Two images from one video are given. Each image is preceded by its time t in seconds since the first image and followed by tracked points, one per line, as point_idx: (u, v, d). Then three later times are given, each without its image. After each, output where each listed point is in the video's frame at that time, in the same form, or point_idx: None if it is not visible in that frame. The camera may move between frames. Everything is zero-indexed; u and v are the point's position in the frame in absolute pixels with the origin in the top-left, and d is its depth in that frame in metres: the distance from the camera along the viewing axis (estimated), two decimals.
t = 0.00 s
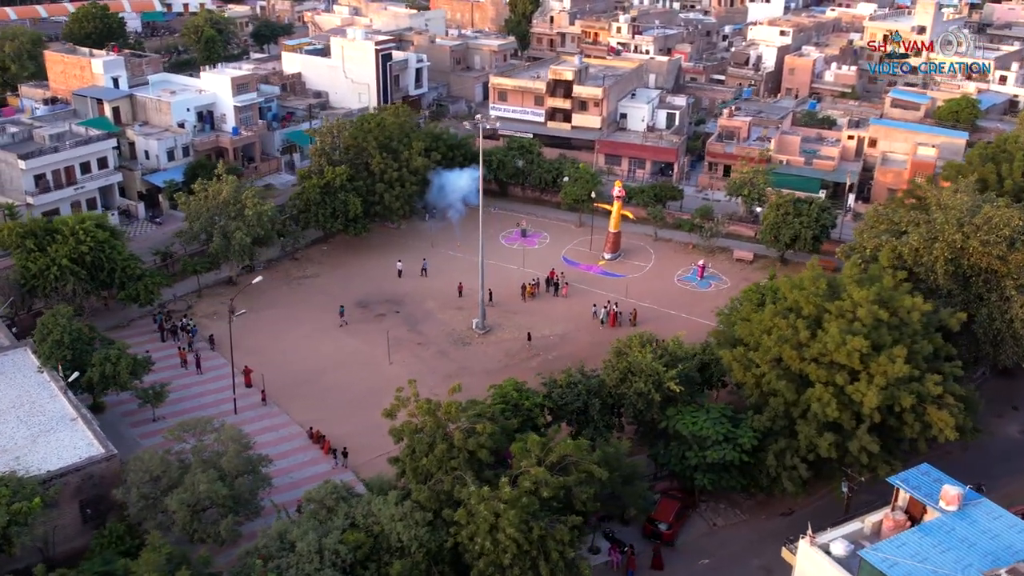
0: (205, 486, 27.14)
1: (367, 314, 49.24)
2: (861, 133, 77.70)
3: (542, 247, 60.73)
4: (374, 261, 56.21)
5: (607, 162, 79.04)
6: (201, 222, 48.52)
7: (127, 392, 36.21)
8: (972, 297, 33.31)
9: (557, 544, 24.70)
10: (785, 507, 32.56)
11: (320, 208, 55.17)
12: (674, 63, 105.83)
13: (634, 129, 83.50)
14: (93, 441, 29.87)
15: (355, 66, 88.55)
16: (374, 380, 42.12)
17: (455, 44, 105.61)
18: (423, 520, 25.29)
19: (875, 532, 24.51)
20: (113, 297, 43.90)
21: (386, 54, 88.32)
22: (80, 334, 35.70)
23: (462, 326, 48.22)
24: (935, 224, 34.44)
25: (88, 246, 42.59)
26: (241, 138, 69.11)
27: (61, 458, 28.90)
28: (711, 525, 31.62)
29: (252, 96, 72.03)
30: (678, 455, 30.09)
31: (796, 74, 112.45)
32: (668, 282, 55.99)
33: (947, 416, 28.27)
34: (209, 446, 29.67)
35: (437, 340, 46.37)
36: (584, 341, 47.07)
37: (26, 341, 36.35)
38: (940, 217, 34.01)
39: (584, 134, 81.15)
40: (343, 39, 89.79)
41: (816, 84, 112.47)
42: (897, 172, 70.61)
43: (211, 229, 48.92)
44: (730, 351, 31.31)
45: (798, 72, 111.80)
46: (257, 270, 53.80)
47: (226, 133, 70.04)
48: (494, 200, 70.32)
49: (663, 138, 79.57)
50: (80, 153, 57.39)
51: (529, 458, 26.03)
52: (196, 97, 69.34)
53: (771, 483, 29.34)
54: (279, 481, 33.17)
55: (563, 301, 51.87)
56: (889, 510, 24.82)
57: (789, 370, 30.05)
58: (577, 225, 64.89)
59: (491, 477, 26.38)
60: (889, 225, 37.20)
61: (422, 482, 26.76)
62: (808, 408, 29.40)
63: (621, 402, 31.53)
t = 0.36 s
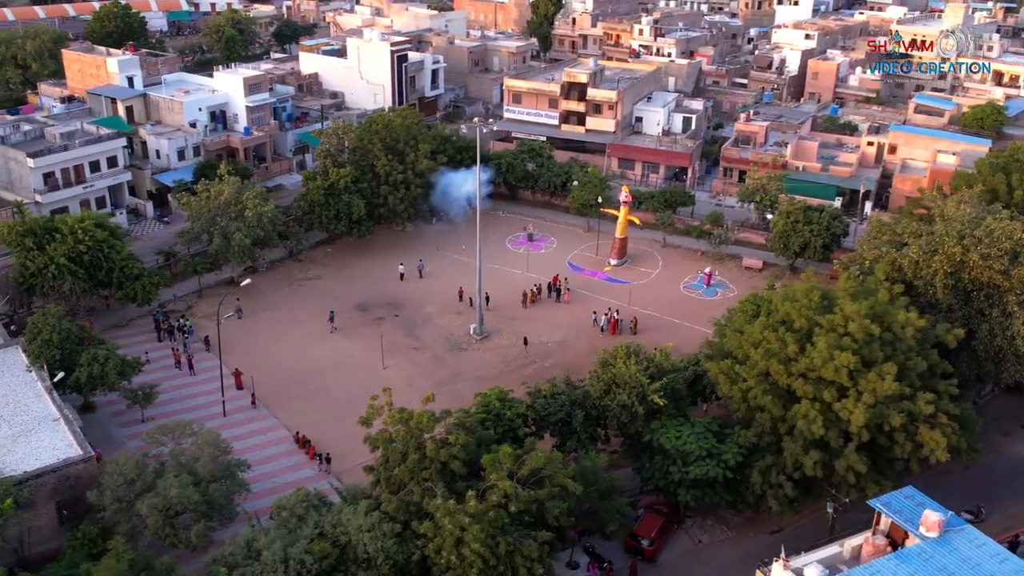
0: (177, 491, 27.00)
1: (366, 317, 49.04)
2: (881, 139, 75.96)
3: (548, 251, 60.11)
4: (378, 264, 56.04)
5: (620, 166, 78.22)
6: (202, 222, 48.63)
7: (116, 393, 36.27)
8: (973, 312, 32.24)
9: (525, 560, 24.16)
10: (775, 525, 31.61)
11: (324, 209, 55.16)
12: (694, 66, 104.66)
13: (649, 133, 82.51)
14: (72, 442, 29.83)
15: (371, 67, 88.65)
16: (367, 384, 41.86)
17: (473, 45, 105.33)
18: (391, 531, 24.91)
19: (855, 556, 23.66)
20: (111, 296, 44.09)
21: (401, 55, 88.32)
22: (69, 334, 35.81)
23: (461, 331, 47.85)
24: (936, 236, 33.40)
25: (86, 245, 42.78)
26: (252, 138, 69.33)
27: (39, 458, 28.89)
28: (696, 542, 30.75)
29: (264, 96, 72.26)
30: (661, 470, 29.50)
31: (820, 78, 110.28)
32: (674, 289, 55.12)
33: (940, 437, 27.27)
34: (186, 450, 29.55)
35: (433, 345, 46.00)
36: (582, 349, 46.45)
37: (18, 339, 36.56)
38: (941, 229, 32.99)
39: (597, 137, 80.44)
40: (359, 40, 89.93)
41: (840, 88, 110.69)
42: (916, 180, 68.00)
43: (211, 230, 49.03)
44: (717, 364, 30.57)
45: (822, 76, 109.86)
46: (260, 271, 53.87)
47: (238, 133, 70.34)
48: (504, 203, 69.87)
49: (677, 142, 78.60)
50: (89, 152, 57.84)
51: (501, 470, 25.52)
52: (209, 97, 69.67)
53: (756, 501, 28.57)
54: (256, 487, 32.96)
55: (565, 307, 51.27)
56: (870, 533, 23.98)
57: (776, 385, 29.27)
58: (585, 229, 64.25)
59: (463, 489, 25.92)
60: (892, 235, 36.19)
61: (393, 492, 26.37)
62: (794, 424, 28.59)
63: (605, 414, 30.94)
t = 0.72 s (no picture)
0: (150, 496, 26.88)
1: (366, 320, 48.74)
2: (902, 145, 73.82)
3: (555, 256, 59.45)
4: (381, 266, 55.86)
5: (633, 170, 77.27)
6: (204, 223, 48.70)
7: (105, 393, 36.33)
8: (973, 328, 31.16)
9: None
10: (763, 544, 30.54)
11: (328, 211, 55.13)
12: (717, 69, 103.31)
13: (666, 138, 81.19)
14: (52, 443, 29.74)
15: (387, 68, 88.61)
16: (361, 389, 41.57)
17: (493, 46, 104.84)
18: (358, 542, 24.49)
19: None
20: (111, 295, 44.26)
21: (418, 56, 88.20)
22: (60, 334, 35.91)
23: (459, 336, 47.39)
24: (937, 248, 32.33)
25: (86, 244, 42.97)
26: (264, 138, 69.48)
27: (17, 458, 28.83)
28: (680, 561, 29.81)
29: (277, 96, 72.42)
30: (644, 485, 28.79)
31: (845, 82, 107.23)
32: (680, 297, 54.12)
33: (930, 458, 26.31)
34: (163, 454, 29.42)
35: (430, 350, 45.66)
36: (581, 357, 45.72)
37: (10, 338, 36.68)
38: (942, 241, 31.97)
39: (612, 141, 79.58)
40: (376, 41, 89.92)
41: (867, 93, 106.85)
42: (936, 188, 66.02)
43: (213, 231, 49.12)
44: (703, 378, 29.82)
45: (847, 80, 106.84)
46: (263, 271, 53.89)
47: (250, 133, 70.58)
48: (514, 206, 69.36)
49: (692, 146, 77.49)
50: (100, 151, 58.28)
51: (471, 483, 24.96)
52: (222, 97, 70.01)
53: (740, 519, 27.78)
54: (234, 492, 32.80)
55: (566, 314, 50.58)
56: (849, 559, 23.04)
57: (762, 402, 28.47)
58: (594, 234, 63.49)
59: (433, 501, 25.48)
60: (894, 246, 35.13)
61: (363, 502, 25.97)
62: (778, 441, 27.77)
63: (587, 427, 30.33)
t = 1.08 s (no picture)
0: (125, 494, 26.93)
1: (368, 321, 48.61)
2: (928, 150, 71.89)
3: (565, 259, 58.84)
4: (389, 267, 55.74)
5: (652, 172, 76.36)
6: (210, 221, 48.99)
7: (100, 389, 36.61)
8: (975, 343, 30.08)
9: None
10: (752, 561, 29.58)
11: (337, 211, 55.17)
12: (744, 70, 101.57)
13: (686, 140, 80.07)
14: (37, 439, 29.86)
15: (408, 67, 88.63)
16: (357, 390, 41.42)
17: (517, 46, 104.32)
18: (326, 548, 24.28)
19: None
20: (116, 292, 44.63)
21: (439, 55, 88.11)
22: (56, 330, 36.27)
23: (460, 339, 47.04)
24: (939, 259, 31.30)
25: (90, 240, 43.35)
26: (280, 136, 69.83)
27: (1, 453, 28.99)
28: None
29: (295, 95, 72.73)
30: (626, 498, 28.16)
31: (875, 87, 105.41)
32: (689, 303, 53.21)
33: (919, 478, 25.45)
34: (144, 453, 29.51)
35: (429, 352, 45.40)
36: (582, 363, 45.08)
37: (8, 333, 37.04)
38: (944, 252, 30.95)
39: (631, 143, 78.67)
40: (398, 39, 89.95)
41: (899, 97, 104.78)
42: (960, 197, 64.02)
43: (219, 229, 49.38)
44: (689, 389, 29.16)
45: (877, 84, 104.49)
46: (271, 270, 54.06)
47: (267, 131, 70.99)
48: (528, 208, 68.91)
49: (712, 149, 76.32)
50: (116, 147, 58.94)
51: (441, 492, 24.60)
52: (240, 95, 70.49)
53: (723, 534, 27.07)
54: (216, 492, 32.79)
55: (571, 318, 50.01)
56: None
57: (747, 416, 27.74)
58: (607, 237, 62.79)
59: (403, 508, 25.17)
60: (898, 256, 34.11)
61: (334, 507, 25.72)
62: (763, 456, 27.00)
63: (570, 436, 29.81)
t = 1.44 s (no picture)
0: (105, 489, 27.18)
1: (374, 321, 48.61)
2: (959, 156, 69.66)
3: (578, 262, 58.30)
4: (400, 267, 55.73)
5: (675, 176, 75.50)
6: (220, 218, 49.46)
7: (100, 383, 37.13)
8: (975, 358, 29.03)
9: None
10: None
11: (349, 209, 55.32)
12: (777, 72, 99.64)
13: (711, 142, 78.76)
14: (27, 432, 30.23)
15: (434, 66, 88.69)
16: (355, 390, 41.42)
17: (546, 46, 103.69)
18: (293, 550, 24.16)
19: None
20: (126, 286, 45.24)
21: (465, 55, 87.99)
22: (57, 324, 36.88)
23: (464, 341, 46.77)
24: (940, 270, 30.33)
25: (99, 235, 44.04)
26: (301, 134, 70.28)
27: None
28: None
29: (318, 93, 73.11)
30: (606, 508, 27.65)
31: (912, 90, 101.37)
32: (701, 309, 52.33)
33: (905, 498, 24.57)
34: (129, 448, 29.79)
35: (432, 354, 45.26)
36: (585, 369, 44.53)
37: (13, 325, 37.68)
38: (944, 263, 30.01)
39: (654, 145, 77.63)
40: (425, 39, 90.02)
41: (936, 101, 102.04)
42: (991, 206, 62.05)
43: (229, 225, 49.83)
44: (674, 399, 28.56)
45: (914, 88, 100.94)
46: (282, 268, 54.40)
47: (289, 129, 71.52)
48: (546, 210, 68.46)
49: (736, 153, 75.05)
50: (137, 143, 59.89)
51: (410, 497, 24.34)
52: (264, 93, 71.15)
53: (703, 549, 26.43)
54: (201, 489, 33.00)
55: (578, 323, 49.47)
56: None
57: (731, 429, 27.08)
58: (622, 241, 62.07)
59: (373, 511, 24.98)
60: (901, 266, 33.12)
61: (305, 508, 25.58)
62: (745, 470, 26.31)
63: (553, 444, 29.41)
